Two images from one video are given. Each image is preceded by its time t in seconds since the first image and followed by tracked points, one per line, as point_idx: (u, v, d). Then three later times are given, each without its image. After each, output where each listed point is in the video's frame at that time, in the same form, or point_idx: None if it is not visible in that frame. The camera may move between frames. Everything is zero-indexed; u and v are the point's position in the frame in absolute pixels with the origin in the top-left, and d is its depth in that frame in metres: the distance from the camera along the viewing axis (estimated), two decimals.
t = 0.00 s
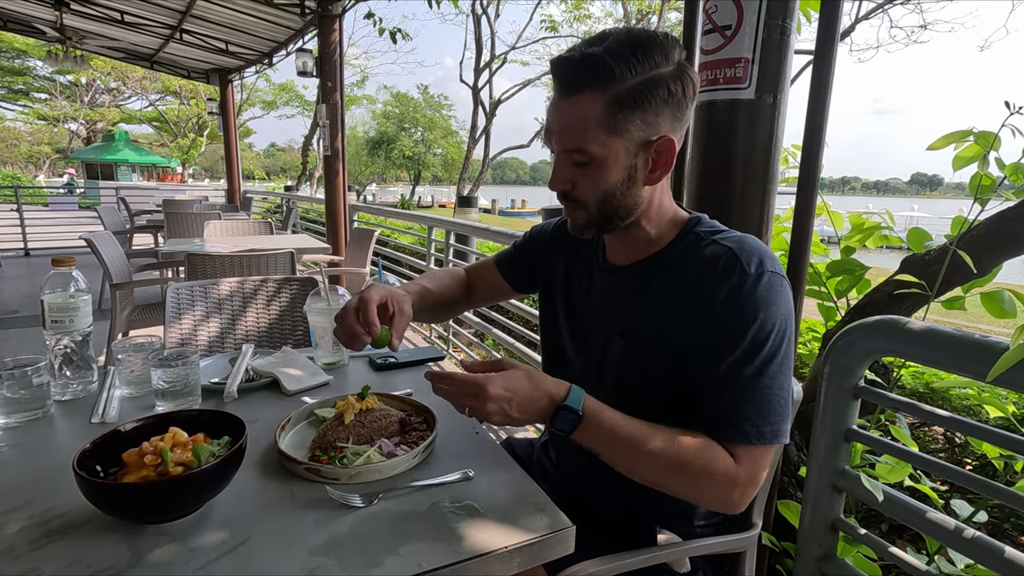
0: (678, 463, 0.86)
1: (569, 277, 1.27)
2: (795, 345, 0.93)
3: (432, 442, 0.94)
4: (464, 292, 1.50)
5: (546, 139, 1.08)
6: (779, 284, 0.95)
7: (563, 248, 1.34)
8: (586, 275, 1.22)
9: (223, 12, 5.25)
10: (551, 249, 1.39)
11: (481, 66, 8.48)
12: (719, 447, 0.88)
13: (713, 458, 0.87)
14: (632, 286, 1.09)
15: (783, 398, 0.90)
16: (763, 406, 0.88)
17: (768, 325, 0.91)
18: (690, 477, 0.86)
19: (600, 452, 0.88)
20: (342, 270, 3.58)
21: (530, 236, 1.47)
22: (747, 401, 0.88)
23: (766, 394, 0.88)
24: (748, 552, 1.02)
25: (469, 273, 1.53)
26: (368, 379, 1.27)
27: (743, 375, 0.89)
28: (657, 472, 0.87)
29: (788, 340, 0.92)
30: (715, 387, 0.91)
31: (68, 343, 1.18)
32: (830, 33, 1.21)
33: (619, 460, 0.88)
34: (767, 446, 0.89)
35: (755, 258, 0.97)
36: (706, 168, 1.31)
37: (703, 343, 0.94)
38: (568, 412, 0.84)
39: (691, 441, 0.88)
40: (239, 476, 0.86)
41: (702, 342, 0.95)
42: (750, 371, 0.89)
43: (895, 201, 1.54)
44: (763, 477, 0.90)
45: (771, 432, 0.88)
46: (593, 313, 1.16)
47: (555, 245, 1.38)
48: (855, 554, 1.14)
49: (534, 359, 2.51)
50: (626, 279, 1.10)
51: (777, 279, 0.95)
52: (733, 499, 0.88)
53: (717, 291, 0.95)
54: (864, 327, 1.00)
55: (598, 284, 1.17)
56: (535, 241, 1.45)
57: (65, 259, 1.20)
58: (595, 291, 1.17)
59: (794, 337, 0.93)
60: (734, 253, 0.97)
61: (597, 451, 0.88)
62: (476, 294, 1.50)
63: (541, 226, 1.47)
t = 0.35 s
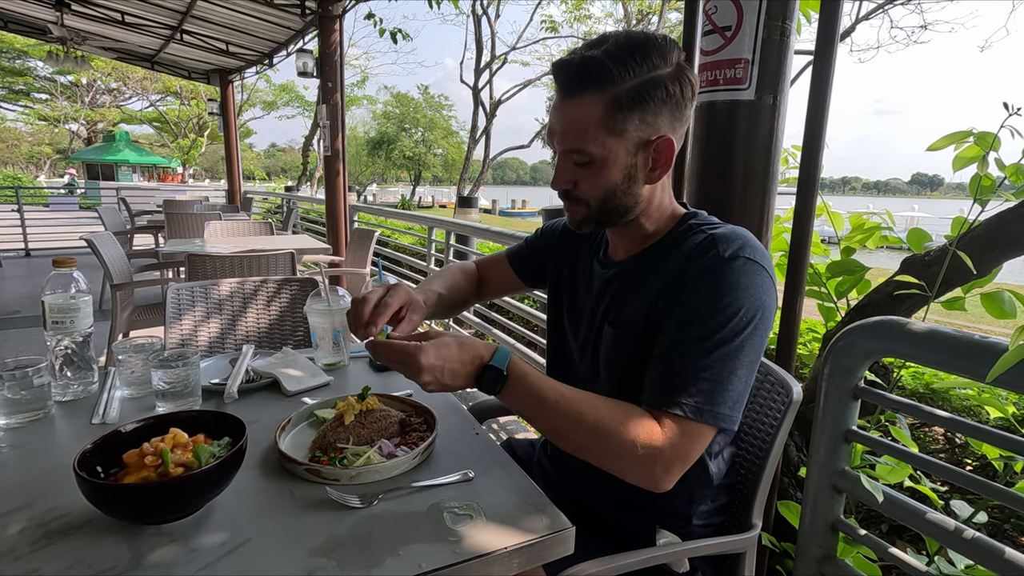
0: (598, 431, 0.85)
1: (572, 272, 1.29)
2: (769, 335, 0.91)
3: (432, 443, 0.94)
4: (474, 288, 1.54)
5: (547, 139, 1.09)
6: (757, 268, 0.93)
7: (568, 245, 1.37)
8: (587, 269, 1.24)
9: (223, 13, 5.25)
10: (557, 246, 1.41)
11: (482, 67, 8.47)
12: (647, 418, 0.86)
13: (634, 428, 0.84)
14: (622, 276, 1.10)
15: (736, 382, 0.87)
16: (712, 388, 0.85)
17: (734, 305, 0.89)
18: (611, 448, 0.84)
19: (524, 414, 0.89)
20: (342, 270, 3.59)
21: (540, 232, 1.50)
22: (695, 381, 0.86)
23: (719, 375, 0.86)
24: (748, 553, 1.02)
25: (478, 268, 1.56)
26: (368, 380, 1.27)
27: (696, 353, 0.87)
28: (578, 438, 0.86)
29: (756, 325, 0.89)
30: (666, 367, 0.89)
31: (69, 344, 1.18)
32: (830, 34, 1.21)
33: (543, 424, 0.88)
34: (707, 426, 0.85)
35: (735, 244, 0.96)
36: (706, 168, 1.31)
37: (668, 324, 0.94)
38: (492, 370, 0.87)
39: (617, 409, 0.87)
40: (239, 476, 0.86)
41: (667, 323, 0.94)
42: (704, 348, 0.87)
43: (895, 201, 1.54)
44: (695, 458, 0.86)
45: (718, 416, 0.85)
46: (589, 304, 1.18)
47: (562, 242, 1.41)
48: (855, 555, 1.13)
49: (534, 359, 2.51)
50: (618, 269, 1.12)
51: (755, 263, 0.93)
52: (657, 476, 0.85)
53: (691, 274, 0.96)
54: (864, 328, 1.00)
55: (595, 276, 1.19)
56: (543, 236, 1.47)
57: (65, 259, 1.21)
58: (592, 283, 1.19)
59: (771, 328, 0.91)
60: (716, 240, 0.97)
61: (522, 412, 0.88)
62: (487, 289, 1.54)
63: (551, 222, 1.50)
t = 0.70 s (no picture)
0: (588, 419, 0.84)
1: (573, 268, 1.30)
2: (764, 333, 0.91)
3: (431, 443, 0.94)
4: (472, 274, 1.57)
5: (551, 143, 1.08)
6: (750, 259, 0.93)
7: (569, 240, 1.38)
8: (587, 265, 1.25)
9: (224, 13, 5.25)
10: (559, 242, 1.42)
11: (482, 67, 8.47)
12: (639, 405, 0.85)
13: (626, 417, 0.84)
14: (620, 269, 1.11)
15: (728, 373, 0.86)
16: (704, 377, 0.85)
17: (727, 295, 0.89)
18: (600, 435, 0.84)
19: (513, 403, 0.88)
20: (342, 271, 3.59)
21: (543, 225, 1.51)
22: (686, 370, 0.85)
23: (710, 365, 0.85)
24: (748, 553, 1.02)
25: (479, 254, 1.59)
26: (368, 380, 1.27)
27: (687, 342, 0.86)
28: (566, 426, 0.86)
29: (750, 317, 0.89)
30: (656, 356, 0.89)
31: (69, 345, 1.18)
32: (829, 34, 1.21)
33: (532, 413, 0.87)
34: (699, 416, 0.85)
35: (729, 235, 0.96)
36: (706, 168, 1.31)
37: (661, 314, 0.94)
38: (483, 360, 0.87)
39: (607, 398, 0.86)
40: (239, 477, 0.86)
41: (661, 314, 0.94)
42: (695, 337, 0.86)
43: (895, 202, 1.54)
44: (686, 445, 0.86)
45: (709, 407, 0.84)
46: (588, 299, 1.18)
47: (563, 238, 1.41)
48: (856, 556, 1.12)
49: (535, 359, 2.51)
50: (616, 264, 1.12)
51: (750, 255, 0.93)
52: (647, 461, 0.84)
53: (685, 266, 0.95)
54: (864, 329, 1.00)
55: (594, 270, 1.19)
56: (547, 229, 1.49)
57: (65, 260, 1.21)
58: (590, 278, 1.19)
59: (766, 325, 0.92)
60: (712, 233, 0.97)
61: (511, 401, 0.88)
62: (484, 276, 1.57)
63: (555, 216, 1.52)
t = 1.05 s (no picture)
0: (691, 474, 0.85)
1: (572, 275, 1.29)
2: (793, 343, 0.92)
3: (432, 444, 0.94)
4: (469, 243, 1.59)
5: (542, 158, 1.09)
6: (775, 278, 0.94)
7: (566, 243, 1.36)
8: (588, 274, 1.24)
9: (224, 14, 5.25)
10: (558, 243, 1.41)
11: (482, 67, 8.45)
12: (726, 444, 0.88)
13: (723, 458, 0.86)
14: (631, 284, 1.10)
15: (782, 399, 0.89)
16: (760, 405, 0.88)
17: (765, 320, 0.90)
18: (707, 486, 0.85)
19: (618, 481, 0.84)
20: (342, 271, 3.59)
21: (544, 214, 1.51)
22: (740, 399, 0.88)
23: (761, 391, 0.88)
24: (749, 553, 1.02)
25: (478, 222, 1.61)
26: (368, 380, 1.27)
27: (737, 371, 0.88)
28: (676, 488, 0.85)
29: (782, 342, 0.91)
30: (710, 385, 0.91)
31: (69, 345, 1.18)
32: (830, 34, 1.21)
33: (636, 483, 0.85)
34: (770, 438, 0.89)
35: (748, 253, 0.97)
36: (706, 169, 1.31)
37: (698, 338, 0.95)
38: (581, 437, 0.80)
39: (697, 450, 0.87)
40: (239, 477, 0.86)
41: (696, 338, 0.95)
42: (745, 367, 0.88)
43: (895, 202, 1.54)
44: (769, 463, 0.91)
45: (768, 431, 0.88)
46: (596, 311, 1.18)
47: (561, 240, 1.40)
48: (856, 556, 1.12)
49: (535, 360, 2.51)
50: (626, 278, 1.11)
51: (774, 273, 0.95)
52: (749, 490, 0.88)
53: (710, 288, 0.96)
54: (864, 329, 1.00)
55: (598, 282, 1.18)
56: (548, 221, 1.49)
57: (66, 261, 1.21)
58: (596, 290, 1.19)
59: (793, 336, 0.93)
60: (728, 249, 0.98)
61: (617, 480, 0.84)
62: (481, 247, 1.59)
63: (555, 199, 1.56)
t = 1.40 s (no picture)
0: (709, 490, 0.87)
1: (574, 282, 1.28)
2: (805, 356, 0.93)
3: (432, 444, 0.94)
4: (466, 239, 1.58)
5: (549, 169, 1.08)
6: (788, 291, 0.95)
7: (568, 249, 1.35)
8: (592, 282, 1.23)
9: (225, 14, 5.25)
10: (558, 249, 1.40)
11: (482, 68, 8.46)
12: (744, 459, 0.90)
13: (742, 474, 0.88)
14: (639, 294, 1.10)
15: (797, 412, 0.91)
16: (778, 420, 0.89)
17: (782, 335, 0.91)
18: (726, 501, 0.87)
19: (637, 503, 0.87)
20: (342, 271, 3.59)
21: (543, 214, 1.50)
22: (761, 413, 0.89)
23: (780, 404, 0.89)
24: (749, 554, 1.02)
25: (475, 217, 1.60)
26: (368, 381, 1.27)
27: (757, 386, 0.89)
28: (694, 504, 0.88)
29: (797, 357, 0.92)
30: (728, 399, 0.92)
31: (70, 345, 1.18)
32: (830, 34, 1.21)
33: (655, 502, 0.88)
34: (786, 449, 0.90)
35: (762, 266, 0.97)
36: (706, 169, 1.31)
37: (714, 352, 0.95)
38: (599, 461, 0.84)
39: (713, 467, 0.89)
40: (240, 477, 0.86)
41: (712, 353, 0.95)
42: (764, 381, 0.89)
43: (895, 202, 1.54)
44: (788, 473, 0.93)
45: (787, 443, 0.90)
46: (602, 320, 1.18)
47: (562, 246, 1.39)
48: (856, 556, 1.13)
49: (535, 360, 2.51)
50: (634, 287, 1.11)
51: (788, 288, 0.95)
52: (768, 500, 0.90)
53: (724, 301, 0.96)
54: (865, 329, 1.00)
55: (605, 291, 1.18)
56: (548, 221, 1.48)
57: (66, 261, 1.21)
58: (602, 299, 1.18)
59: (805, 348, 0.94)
60: (741, 262, 0.98)
61: (636, 500, 0.87)
62: (477, 242, 1.59)
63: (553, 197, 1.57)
